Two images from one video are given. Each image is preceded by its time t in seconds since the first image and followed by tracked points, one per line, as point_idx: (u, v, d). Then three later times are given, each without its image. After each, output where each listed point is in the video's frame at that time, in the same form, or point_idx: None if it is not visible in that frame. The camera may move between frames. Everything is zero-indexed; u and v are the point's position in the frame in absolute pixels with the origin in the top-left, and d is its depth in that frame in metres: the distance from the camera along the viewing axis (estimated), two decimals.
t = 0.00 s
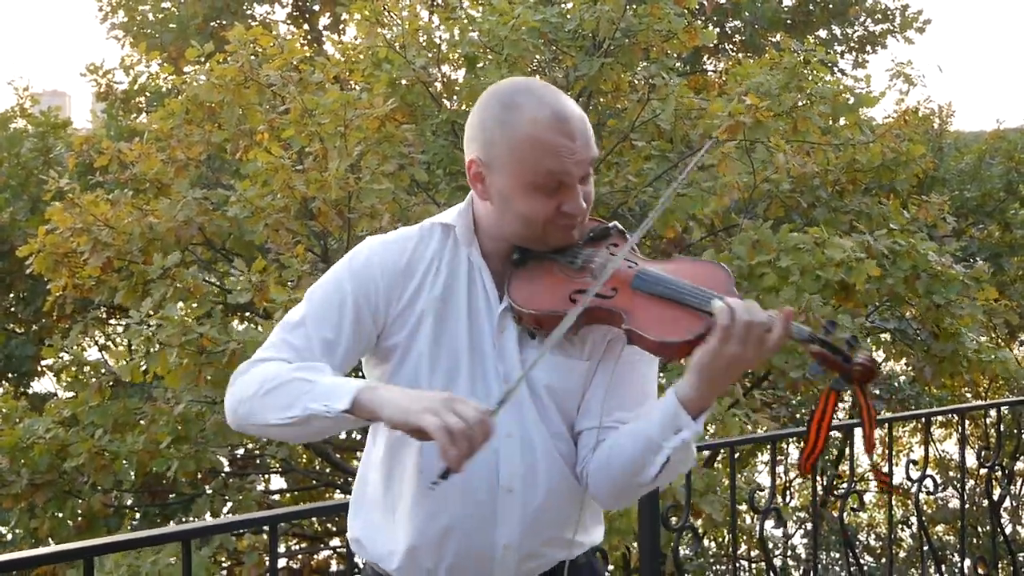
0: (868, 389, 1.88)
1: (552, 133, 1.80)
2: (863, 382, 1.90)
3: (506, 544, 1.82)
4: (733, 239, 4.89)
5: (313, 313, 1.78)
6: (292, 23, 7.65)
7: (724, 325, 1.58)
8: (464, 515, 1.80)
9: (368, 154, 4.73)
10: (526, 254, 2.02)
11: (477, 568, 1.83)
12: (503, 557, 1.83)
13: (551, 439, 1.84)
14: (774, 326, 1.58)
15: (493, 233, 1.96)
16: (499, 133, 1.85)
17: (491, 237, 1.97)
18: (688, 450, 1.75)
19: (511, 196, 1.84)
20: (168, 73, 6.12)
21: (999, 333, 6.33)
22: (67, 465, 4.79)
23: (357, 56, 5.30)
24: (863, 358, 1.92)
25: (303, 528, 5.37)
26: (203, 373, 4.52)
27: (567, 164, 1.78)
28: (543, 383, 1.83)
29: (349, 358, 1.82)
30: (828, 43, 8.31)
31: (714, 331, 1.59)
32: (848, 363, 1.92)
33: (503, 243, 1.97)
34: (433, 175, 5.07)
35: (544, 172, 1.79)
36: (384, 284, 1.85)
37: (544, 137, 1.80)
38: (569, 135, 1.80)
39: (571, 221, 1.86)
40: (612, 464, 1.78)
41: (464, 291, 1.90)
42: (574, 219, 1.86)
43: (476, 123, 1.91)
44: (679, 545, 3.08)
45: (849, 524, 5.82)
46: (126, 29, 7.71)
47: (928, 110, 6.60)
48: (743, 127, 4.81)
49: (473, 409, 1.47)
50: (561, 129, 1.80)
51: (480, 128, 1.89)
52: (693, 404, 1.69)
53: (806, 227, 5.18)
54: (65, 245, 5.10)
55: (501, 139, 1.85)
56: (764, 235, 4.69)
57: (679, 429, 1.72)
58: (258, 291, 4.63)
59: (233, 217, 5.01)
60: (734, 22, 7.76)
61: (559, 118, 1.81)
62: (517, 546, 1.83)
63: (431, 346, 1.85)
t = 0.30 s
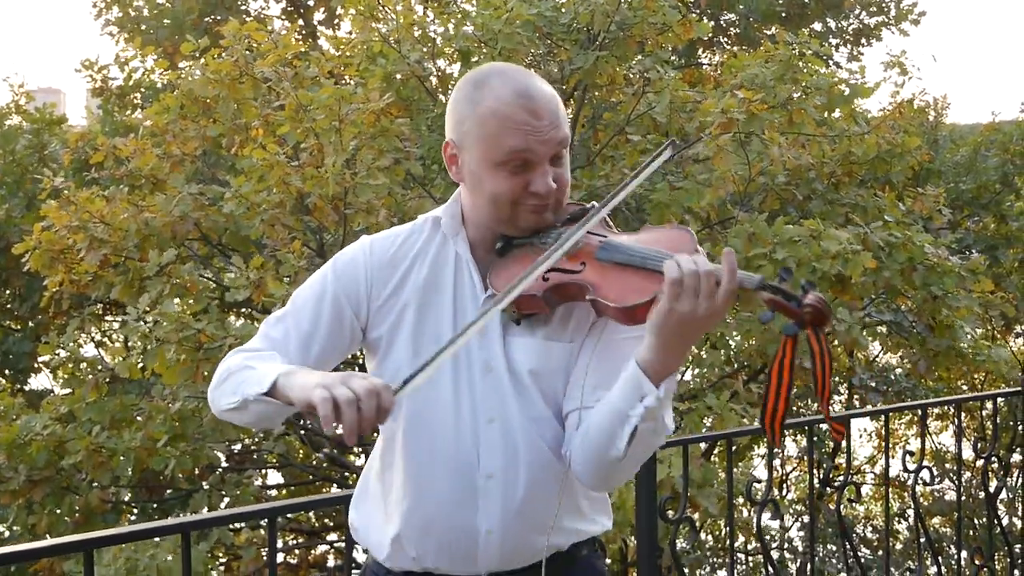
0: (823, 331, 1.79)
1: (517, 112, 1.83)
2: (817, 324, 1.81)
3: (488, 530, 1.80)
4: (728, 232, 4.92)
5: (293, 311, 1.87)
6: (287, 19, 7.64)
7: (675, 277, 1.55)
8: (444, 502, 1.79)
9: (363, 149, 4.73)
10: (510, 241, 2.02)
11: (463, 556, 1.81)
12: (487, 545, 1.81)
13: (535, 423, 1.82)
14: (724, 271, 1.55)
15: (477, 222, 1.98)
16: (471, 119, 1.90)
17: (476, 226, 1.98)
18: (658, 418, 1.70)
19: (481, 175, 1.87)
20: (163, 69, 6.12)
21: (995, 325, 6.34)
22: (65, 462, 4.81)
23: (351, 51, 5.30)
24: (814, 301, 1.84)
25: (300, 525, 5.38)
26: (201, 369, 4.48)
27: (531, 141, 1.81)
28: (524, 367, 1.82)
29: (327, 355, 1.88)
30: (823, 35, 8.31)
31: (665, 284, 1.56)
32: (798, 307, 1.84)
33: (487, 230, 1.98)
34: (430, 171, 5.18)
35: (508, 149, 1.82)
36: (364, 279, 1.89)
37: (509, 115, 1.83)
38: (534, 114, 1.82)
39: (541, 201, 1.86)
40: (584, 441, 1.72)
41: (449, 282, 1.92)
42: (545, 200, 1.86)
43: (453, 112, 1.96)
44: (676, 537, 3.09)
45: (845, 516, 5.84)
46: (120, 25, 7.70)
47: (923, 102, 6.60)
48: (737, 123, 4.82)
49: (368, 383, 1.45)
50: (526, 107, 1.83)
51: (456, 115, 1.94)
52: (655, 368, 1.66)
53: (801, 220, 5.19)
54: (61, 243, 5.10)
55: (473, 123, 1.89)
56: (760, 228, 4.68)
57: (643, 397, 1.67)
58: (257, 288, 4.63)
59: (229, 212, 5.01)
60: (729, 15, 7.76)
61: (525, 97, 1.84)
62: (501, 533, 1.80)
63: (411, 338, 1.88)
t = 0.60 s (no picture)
0: (798, 310, 1.80)
1: (516, 102, 1.84)
2: (792, 304, 1.82)
3: (485, 522, 1.81)
4: (728, 225, 4.92)
5: (292, 308, 1.89)
6: (287, 16, 7.64)
7: (652, 258, 1.56)
8: (441, 495, 1.80)
9: (364, 145, 4.73)
10: (508, 234, 2.03)
11: (461, 548, 1.82)
12: (484, 539, 1.82)
13: (531, 417, 1.83)
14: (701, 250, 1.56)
15: (476, 214, 1.99)
16: (470, 111, 1.91)
17: (477, 218, 2.00)
18: (649, 412, 1.67)
19: (480, 166, 1.88)
20: (163, 66, 6.12)
21: (995, 319, 6.34)
22: (67, 458, 4.82)
23: (351, 47, 5.30)
24: (786, 278, 1.82)
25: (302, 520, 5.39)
26: (202, 364, 4.50)
27: (530, 132, 1.82)
28: (520, 359, 1.83)
29: (325, 350, 1.90)
30: (822, 30, 8.32)
31: (643, 266, 1.57)
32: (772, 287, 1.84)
33: (487, 221, 1.99)
34: (432, 168, 5.16)
35: (505, 139, 1.83)
36: (363, 275, 1.91)
37: (508, 106, 1.84)
38: (532, 104, 1.83)
39: (538, 192, 1.87)
40: (575, 432, 1.71)
41: (449, 278, 1.94)
42: (542, 190, 1.87)
43: (453, 103, 1.98)
44: (678, 531, 3.09)
45: (847, 510, 5.85)
46: (120, 23, 7.71)
47: (922, 97, 6.61)
48: (737, 118, 4.82)
49: (317, 379, 1.55)
50: (526, 98, 1.84)
51: (456, 107, 1.96)
52: (638, 355, 1.65)
53: (802, 215, 5.20)
54: (62, 240, 5.11)
55: (472, 115, 1.90)
56: (759, 222, 4.69)
57: (632, 390, 1.65)
58: (258, 284, 4.64)
59: (230, 209, 5.01)
60: (728, 10, 7.76)
61: (523, 87, 1.85)
62: (499, 526, 1.81)
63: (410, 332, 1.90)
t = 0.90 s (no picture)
0: (792, 314, 1.80)
1: (515, 98, 1.84)
2: (786, 306, 1.80)
3: (482, 522, 1.80)
4: (728, 225, 4.91)
5: (289, 310, 1.90)
6: (286, 15, 7.63)
7: (638, 255, 1.56)
8: (438, 495, 1.80)
9: (363, 144, 4.73)
10: (505, 232, 2.02)
11: (458, 548, 1.82)
12: (481, 539, 1.81)
13: (528, 417, 1.82)
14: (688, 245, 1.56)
15: (474, 212, 2.00)
16: (469, 107, 1.91)
17: (475, 215, 2.00)
18: (638, 407, 1.67)
19: (478, 163, 1.87)
20: (162, 66, 6.11)
21: (994, 318, 6.34)
22: (66, 458, 4.82)
23: (350, 46, 5.29)
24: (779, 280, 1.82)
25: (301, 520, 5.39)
26: (202, 365, 4.50)
27: (528, 129, 1.82)
28: (516, 359, 1.83)
29: (322, 351, 1.91)
30: (821, 29, 8.32)
31: (630, 262, 1.56)
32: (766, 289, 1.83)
33: (485, 218, 1.99)
34: (430, 167, 5.17)
35: (502, 136, 1.83)
36: (361, 275, 1.91)
37: (505, 102, 1.84)
38: (530, 100, 1.83)
39: (536, 187, 1.87)
40: (569, 433, 1.71)
41: (446, 276, 1.93)
42: (540, 185, 1.87)
43: (451, 100, 1.97)
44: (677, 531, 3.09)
45: (846, 510, 5.85)
46: (119, 23, 7.70)
47: (922, 96, 6.61)
48: (737, 117, 4.81)
49: (293, 387, 1.56)
50: (524, 95, 1.84)
51: (454, 104, 1.95)
52: (628, 354, 1.64)
53: (801, 214, 5.20)
54: (61, 240, 5.10)
55: (470, 112, 1.90)
56: (758, 222, 4.69)
57: (621, 386, 1.65)
58: (257, 284, 4.63)
59: (228, 208, 5.01)
60: (726, 9, 7.76)
61: (521, 83, 1.85)
62: (495, 526, 1.81)
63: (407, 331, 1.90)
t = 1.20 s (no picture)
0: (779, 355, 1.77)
1: (517, 100, 1.84)
2: (771, 351, 1.77)
3: (472, 526, 1.80)
4: (723, 226, 4.90)
5: (285, 310, 1.90)
6: (280, 16, 7.63)
7: (644, 296, 1.55)
8: (429, 498, 1.80)
9: (356, 146, 4.72)
10: (504, 234, 2.02)
11: (447, 552, 1.82)
12: (471, 542, 1.81)
13: (520, 422, 1.82)
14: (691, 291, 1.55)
15: (474, 215, 1.99)
16: (469, 107, 1.90)
17: (477, 216, 1.99)
18: (630, 439, 1.67)
19: (479, 164, 1.87)
20: (156, 68, 6.10)
21: (990, 317, 6.35)
22: (60, 463, 4.84)
23: (344, 47, 5.29)
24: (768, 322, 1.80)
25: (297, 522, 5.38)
26: (196, 368, 4.49)
27: (531, 131, 1.82)
28: (509, 365, 1.82)
29: (317, 351, 1.90)
30: (815, 29, 8.32)
31: (634, 304, 1.55)
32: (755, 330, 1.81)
33: (487, 220, 1.99)
34: (425, 168, 5.16)
35: (504, 139, 1.83)
36: (357, 275, 1.90)
37: (507, 104, 1.84)
38: (532, 103, 1.83)
39: (538, 191, 1.86)
40: (558, 451, 1.71)
41: (443, 278, 1.93)
42: (542, 189, 1.86)
43: (451, 102, 1.97)
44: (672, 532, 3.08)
45: (842, 509, 5.85)
46: (113, 25, 7.68)
47: (916, 95, 6.61)
48: (732, 117, 4.81)
49: (262, 405, 1.58)
50: (525, 96, 1.84)
51: (454, 106, 1.95)
52: (623, 392, 1.63)
53: (796, 214, 5.20)
54: (54, 242, 5.09)
55: (470, 112, 1.90)
56: (753, 223, 4.69)
57: (613, 419, 1.65)
58: (250, 286, 4.63)
59: (222, 210, 5.00)
60: (721, 9, 7.76)
61: (523, 85, 1.84)
62: (485, 529, 1.80)
63: (403, 330, 1.89)
